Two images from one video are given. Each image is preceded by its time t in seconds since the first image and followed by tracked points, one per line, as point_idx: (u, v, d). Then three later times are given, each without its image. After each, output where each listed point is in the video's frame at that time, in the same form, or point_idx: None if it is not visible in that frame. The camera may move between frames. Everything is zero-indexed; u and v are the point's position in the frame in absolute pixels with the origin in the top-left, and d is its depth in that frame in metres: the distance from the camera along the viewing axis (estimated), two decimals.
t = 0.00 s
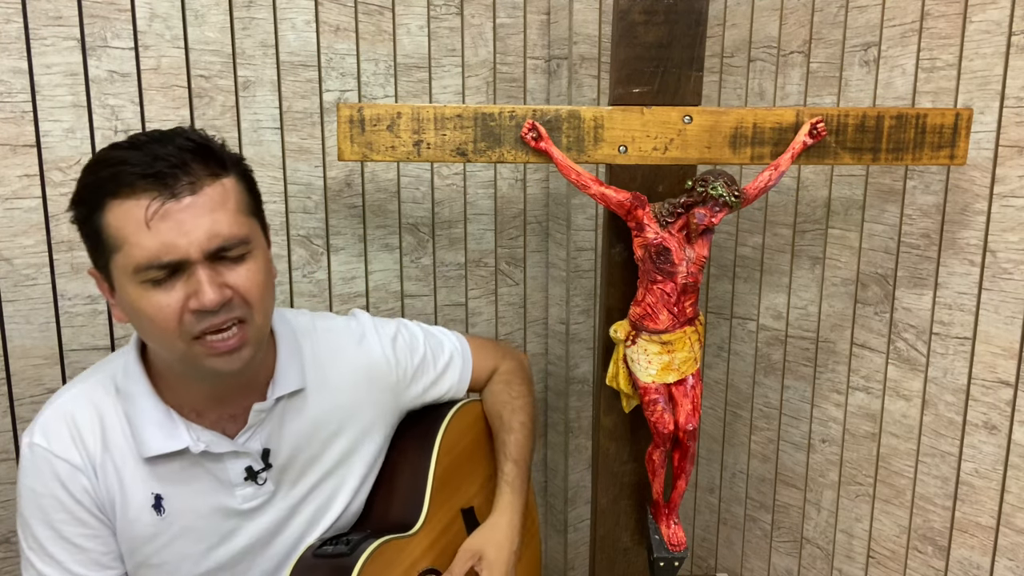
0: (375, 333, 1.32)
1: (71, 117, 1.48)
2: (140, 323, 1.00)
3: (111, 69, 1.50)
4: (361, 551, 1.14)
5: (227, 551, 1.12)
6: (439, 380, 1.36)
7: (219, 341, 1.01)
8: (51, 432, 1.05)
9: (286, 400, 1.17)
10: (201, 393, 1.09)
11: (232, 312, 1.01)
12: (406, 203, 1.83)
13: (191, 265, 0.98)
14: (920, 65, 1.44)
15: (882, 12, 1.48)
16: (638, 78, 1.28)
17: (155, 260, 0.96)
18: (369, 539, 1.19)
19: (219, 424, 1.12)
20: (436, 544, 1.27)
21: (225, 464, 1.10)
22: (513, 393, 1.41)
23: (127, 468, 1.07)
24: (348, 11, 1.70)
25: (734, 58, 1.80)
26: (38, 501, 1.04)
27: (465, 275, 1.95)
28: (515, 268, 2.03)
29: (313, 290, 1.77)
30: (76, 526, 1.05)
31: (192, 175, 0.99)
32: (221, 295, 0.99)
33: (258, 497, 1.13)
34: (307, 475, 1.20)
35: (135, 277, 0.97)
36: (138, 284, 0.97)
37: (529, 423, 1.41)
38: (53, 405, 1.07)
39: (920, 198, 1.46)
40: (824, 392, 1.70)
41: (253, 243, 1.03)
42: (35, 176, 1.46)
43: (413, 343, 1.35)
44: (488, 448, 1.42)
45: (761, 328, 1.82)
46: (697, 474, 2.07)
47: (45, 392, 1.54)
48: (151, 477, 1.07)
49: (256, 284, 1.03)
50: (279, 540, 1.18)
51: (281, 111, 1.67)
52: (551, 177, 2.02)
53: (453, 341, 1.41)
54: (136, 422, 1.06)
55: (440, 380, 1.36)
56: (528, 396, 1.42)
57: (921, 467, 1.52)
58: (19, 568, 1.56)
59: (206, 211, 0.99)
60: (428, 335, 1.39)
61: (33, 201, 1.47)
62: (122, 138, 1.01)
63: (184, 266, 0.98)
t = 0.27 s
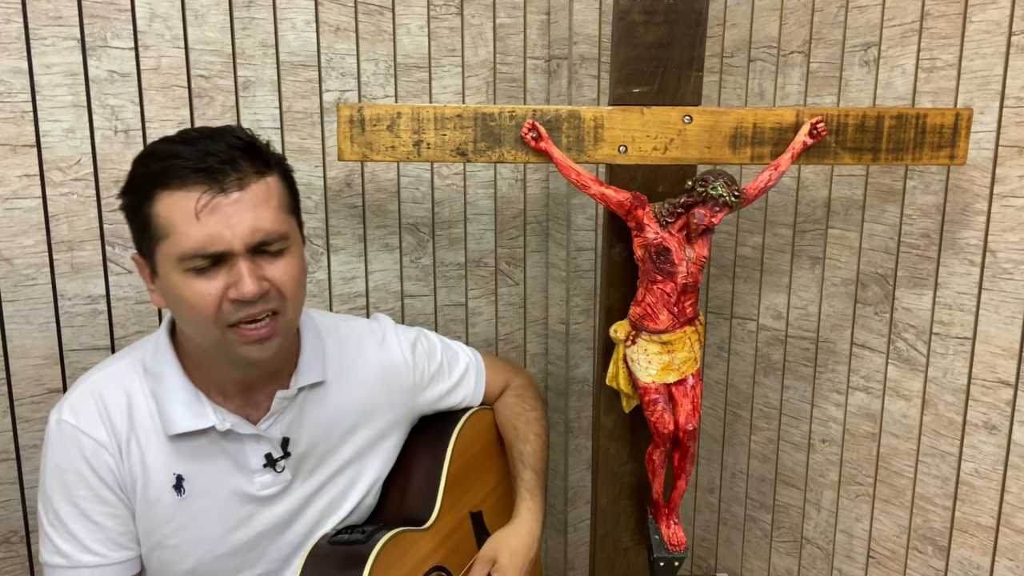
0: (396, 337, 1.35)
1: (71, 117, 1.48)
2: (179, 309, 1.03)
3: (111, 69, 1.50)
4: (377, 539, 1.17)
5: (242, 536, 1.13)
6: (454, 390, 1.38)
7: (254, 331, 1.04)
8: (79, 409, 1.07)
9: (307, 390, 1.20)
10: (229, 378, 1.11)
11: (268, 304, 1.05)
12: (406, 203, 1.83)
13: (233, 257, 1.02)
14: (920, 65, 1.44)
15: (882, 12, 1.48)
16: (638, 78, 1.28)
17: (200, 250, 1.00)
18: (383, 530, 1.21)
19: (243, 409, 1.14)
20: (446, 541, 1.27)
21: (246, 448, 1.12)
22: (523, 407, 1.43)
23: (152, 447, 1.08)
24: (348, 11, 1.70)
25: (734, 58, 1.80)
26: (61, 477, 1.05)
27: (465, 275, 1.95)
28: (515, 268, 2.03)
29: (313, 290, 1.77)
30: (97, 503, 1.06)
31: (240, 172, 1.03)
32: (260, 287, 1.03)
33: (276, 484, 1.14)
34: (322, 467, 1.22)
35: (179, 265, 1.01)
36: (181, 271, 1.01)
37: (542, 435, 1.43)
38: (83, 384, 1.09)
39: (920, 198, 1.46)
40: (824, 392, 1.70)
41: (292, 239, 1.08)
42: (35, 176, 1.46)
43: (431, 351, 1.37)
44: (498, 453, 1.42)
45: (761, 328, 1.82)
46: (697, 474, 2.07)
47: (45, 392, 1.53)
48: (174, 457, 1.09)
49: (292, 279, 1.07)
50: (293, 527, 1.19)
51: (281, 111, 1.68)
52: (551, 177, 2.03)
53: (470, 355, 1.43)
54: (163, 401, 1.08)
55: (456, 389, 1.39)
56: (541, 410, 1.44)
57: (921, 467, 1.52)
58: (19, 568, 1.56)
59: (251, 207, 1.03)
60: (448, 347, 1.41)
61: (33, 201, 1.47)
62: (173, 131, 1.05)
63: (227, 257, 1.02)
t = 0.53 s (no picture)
0: (406, 338, 1.36)
1: (71, 117, 1.48)
2: (210, 301, 1.03)
3: (111, 69, 1.50)
4: (380, 532, 1.17)
5: (250, 529, 1.13)
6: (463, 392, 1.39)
7: (283, 328, 1.05)
8: (93, 399, 1.06)
9: (318, 387, 1.20)
10: (244, 373, 1.12)
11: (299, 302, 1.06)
12: (406, 203, 1.83)
13: (270, 253, 1.03)
14: (920, 65, 1.44)
15: (882, 12, 1.48)
16: (638, 78, 1.28)
17: (240, 245, 1.01)
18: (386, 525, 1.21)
19: (255, 405, 1.15)
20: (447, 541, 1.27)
21: (256, 441, 1.12)
22: (529, 414, 1.43)
23: (165, 438, 1.08)
24: (348, 12, 1.70)
25: (734, 58, 1.80)
26: (73, 464, 1.04)
27: (465, 276, 1.95)
28: (515, 268, 2.03)
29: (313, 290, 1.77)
30: (106, 493, 1.05)
31: (284, 173, 1.04)
32: (295, 284, 1.04)
33: (285, 479, 1.15)
34: (331, 464, 1.22)
35: (216, 258, 1.01)
36: (217, 264, 1.02)
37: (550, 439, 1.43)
38: (99, 374, 1.09)
39: (920, 198, 1.46)
40: (824, 392, 1.70)
41: (325, 242, 1.09)
42: (35, 176, 1.46)
43: (440, 352, 1.38)
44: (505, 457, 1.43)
45: (761, 328, 1.82)
46: (697, 474, 2.07)
47: (45, 392, 1.54)
48: (186, 449, 1.09)
49: (323, 280, 1.08)
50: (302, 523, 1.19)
51: (281, 111, 1.68)
52: (551, 177, 2.03)
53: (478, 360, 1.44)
54: (178, 393, 1.08)
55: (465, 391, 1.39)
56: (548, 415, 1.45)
57: (921, 467, 1.52)
58: (18, 568, 1.56)
59: (292, 206, 1.04)
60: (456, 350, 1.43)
61: (33, 201, 1.47)
62: (219, 130, 1.06)
63: (264, 253, 1.03)
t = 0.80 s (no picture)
0: (405, 337, 1.36)
1: (71, 117, 1.48)
2: (211, 296, 1.03)
3: (111, 69, 1.50)
4: (376, 530, 1.17)
5: (250, 529, 1.13)
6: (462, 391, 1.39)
7: (283, 322, 1.04)
8: (94, 397, 1.06)
9: (317, 386, 1.21)
10: (245, 370, 1.12)
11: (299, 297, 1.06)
12: (406, 203, 1.83)
13: (271, 248, 1.03)
14: (920, 65, 1.44)
15: (882, 12, 1.48)
16: (638, 78, 1.28)
17: (242, 239, 1.01)
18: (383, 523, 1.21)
19: (255, 404, 1.15)
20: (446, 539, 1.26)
21: (256, 441, 1.12)
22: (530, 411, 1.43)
23: (166, 437, 1.08)
24: (348, 11, 1.70)
25: (734, 58, 1.80)
26: (73, 462, 1.04)
27: (465, 276, 1.95)
28: (515, 268, 2.03)
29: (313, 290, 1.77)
30: (107, 492, 1.05)
31: (285, 169, 1.04)
32: (296, 279, 1.04)
33: (285, 478, 1.14)
34: (331, 463, 1.22)
35: (217, 253, 1.01)
36: (218, 259, 1.02)
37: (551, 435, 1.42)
38: (100, 372, 1.09)
39: (920, 198, 1.46)
40: (824, 392, 1.70)
41: (325, 238, 1.09)
42: (35, 176, 1.46)
43: (440, 351, 1.39)
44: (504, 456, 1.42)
45: (761, 328, 1.82)
46: (697, 474, 2.07)
47: (45, 392, 1.53)
48: (187, 447, 1.09)
49: (323, 275, 1.08)
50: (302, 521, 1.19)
51: (281, 111, 1.68)
52: (551, 177, 2.03)
53: (477, 358, 1.45)
54: (179, 392, 1.08)
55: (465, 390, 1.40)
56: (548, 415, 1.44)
57: (921, 467, 1.52)
58: (19, 568, 1.56)
59: (293, 202, 1.04)
60: (456, 349, 1.43)
61: (33, 201, 1.47)
62: (218, 126, 1.07)
63: (265, 248, 1.03)
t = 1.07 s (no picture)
0: (391, 331, 1.38)
1: (71, 117, 1.48)
2: (200, 297, 1.03)
3: (111, 69, 1.50)
4: (366, 528, 1.16)
5: (242, 524, 1.13)
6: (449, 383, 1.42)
7: (273, 323, 1.04)
8: (84, 397, 1.06)
9: (306, 380, 1.21)
10: (233, 368, 1.12)
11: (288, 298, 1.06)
12: (406, 203, 1.83)
13: (261, 249, 1.03)
14: (920, 65, 1.44)
15: (883, 12, 1.48)
16: (638, 78, 1.28)
17: (231, 240, 1.01)
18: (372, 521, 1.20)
19: (244, 400, 1.15)
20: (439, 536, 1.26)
21: (246, 436, 1.13)
22: (518, 397, 1.46)
23: (156, 435, 1.08)
24: (348, 12, 1.70)
25: (734, 58, 1.80)
26: (66, 462, 1.04)
27: (465, 275, 1.95)
28: (515, 268, 2.03)
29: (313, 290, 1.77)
30: (100, 490, 1.05)
31: (276, 172, 1.04)
32: (285, 279, 1.04)
33: (277, 472, 1.15)
34: (321, 456, 1.22)
35: (207, 253, 1.01)
36: (208, 260, 1.01)
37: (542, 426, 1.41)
38: (90, 372, 1.09)
39: (920, 198, 1.46)
40: (824, 392, 1.70)
41: (313, 238, 1.09)
42: (35, 176, 1.46)
43: (425, 344, 1.41)
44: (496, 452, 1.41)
45: (761, 328, 1.82)
46: (697, 474, 2.06)
47: (45, 392, 1.53)
48: (177, 444, 1.09)
49: (312, 276, 1.08)
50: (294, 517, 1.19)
51: (281, 111, 1.68)
52: (551, 177, 2.03)
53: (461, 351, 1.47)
54: (168, 390, 1.08)
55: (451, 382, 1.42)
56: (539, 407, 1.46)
57: (921, 467, 1.52)
58: (18, 568, 1.56)
59: (283, 203, 1.04)
60: (441, 342, 1.46)
61: (33, 201, 1.47)
62: (208, 126, 1.06)
63: (255, 249, 1.03)
